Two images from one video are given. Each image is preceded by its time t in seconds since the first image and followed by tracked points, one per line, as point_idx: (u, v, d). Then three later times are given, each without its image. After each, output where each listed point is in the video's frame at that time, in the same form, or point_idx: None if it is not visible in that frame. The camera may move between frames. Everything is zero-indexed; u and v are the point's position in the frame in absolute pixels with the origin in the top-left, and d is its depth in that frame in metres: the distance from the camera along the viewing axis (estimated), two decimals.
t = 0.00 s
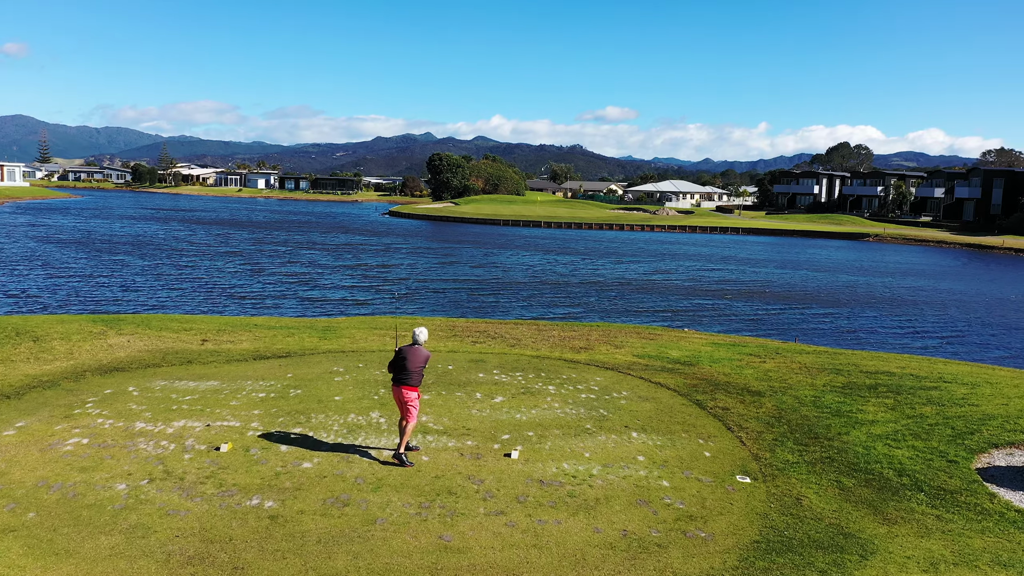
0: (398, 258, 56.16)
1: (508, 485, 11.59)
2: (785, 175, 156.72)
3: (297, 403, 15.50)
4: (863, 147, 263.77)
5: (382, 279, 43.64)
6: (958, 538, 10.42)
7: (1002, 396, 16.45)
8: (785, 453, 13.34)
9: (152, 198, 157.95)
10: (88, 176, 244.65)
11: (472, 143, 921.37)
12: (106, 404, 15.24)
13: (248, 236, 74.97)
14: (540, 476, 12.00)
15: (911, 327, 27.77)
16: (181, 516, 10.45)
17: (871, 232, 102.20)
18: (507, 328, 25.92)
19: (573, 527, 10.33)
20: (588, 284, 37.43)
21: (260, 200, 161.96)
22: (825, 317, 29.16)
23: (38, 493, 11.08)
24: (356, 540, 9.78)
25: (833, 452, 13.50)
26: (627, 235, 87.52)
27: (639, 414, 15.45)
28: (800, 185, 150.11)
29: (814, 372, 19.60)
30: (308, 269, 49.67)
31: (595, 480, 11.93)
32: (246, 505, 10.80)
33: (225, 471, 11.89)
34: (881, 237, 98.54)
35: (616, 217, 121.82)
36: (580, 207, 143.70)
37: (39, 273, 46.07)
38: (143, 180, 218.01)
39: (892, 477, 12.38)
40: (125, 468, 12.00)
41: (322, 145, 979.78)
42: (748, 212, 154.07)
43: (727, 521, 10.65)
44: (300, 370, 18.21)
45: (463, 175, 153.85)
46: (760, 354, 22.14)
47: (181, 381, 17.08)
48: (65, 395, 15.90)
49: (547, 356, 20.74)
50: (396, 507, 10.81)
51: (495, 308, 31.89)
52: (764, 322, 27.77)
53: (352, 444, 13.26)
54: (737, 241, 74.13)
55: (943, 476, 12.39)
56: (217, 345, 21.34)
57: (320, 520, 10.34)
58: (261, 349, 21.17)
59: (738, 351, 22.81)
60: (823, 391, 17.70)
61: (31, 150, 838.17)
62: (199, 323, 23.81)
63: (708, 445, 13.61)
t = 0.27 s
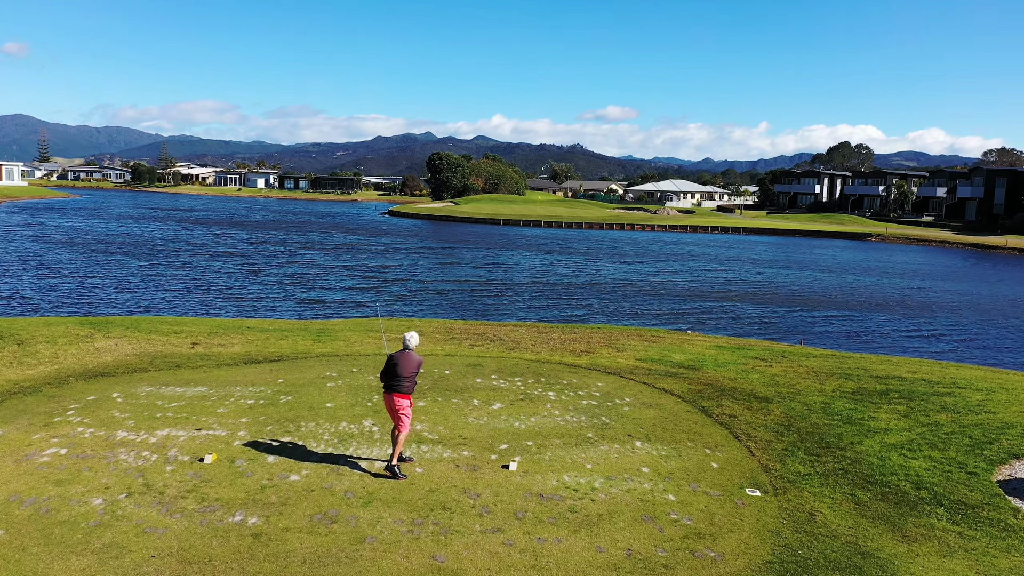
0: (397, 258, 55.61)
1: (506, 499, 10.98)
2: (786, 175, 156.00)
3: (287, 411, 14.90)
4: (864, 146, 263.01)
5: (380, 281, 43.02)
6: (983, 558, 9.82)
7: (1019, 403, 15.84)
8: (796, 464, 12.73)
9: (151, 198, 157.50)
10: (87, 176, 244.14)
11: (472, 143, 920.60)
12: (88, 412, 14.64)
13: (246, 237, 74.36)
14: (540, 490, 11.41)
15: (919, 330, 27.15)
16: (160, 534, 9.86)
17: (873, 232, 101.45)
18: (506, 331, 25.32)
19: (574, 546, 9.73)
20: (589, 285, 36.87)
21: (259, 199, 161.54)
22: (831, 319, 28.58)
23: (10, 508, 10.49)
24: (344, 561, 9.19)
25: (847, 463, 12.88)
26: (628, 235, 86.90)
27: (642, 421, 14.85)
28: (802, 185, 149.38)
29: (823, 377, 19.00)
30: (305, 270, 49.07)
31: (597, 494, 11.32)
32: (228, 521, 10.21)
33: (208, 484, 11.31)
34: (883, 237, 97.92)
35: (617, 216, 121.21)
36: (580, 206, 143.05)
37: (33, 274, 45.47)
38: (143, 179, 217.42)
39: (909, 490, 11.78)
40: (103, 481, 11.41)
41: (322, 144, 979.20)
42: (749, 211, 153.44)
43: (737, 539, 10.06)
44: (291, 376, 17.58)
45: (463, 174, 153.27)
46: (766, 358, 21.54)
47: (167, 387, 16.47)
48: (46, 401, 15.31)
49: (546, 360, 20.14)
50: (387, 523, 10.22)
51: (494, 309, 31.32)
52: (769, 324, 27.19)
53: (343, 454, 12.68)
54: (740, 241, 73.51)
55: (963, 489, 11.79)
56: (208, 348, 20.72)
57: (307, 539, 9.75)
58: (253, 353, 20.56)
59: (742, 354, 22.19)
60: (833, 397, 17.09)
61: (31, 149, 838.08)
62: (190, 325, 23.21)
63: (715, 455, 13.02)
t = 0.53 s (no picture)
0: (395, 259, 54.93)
1: (501, 520, 10.25)
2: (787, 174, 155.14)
3: (273, 421, 14.16)
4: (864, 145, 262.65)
5: (378, 282, 42.25)
6: None
7: None
8: (810, 480, 12.00)
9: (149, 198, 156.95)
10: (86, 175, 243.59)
11: (473, 142, 919.69)
12: (62, 422, 13.90)
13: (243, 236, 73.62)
14: (538, 508, 10.68)
15: (928, 332, 26.42)
16: (127, 559, 9.12)
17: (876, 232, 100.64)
18: (505, 334, 24.60)
19: (574, 573, 9.01)
20: (590, 287, 36.16)
21: (258, 199, 160.94)
22: (839, 322, 27.88)
23: None
24: None
25: (864, 478, 12.15)
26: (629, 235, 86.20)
27: (646, 432, 14.12)
28: (804, 184, 148.57)
29: (833, 383, 18.28)
30: (301, 271, 48.31)
31: (599, 514, 10.59)
32: (202, 545, 9.47)
33: (183, 503, 10.58)
34: (886, 237, 97.11)
35: (618, 216, 120.44)
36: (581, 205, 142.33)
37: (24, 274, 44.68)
38: (142, 178, 216.69)
39: (932, 508, 11.05)
40: (71, 499, 10.67)
41: (323, 144, 977.88)
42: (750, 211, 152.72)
43: (751, 564, 9.33)
44: (280, 382, 16.79)
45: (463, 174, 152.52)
46: (774, 363, 20.81)
47: (149, 395, 15.72)
48: (21, 410, 14.57)
49: (546, 365, 19.41)
50: (373, 547, 9.48)
51: (494, 311, 30.59)
52: (775, 327, 26.46)
53: (330, 468, 11.93)
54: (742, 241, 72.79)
55: (990, 507, 11.05)
56: (195, 353, 19.95)
57: (286, 565, 9.02)
58: (241, 358, 19.82)
59: (748, 359, 21.48)
60: (845, 405, 16.34)
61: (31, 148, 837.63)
62: (178, 329, 22.47)
63: (724, 470, 12.29)
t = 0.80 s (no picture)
0: (392, 261, 54.05)
1: (494, 550, 9.39)
2: (789, 173, 154.03)
3: (253, 436, 13.30)
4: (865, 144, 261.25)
5: (374, 284, 41.37)
6: None
7: None
8: (828, 502, 11.15)
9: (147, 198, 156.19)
10: (83, 175, 242.72)
11: (473, 142, 918.52)
12: (29, 437, 13.04)
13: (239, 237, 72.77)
14: (535, 536, 9.81)
15: (941, 336, 25.55)
16: None
17: (878, 232, 99.64)
18: (502, 339, 23.71)
19: None
20: (590, 289, 35.27)
21: (256, 199, 160.15)
22: (847, 326, 26.98)
23: None
24: None
25: (885, 500, 11.29)
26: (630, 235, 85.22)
27: (651, 447, 13.26)
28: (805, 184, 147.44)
29: (845, 392, 17.41)
30: (297, 273, 47.42)
31: (602, 543, 9.72)
32: None
33: (149, 531, 9.72)
34: (889, 237, 96.14)
35: (618, 216, 119.56)
36: (581, 205, 141.34)
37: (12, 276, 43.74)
38: (139, 178, 215.54)
39: (963, 535, 10.19)
40: (26, 526, 9.81)
41: (323, 144, 976.84)
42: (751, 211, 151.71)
43: None
44: (264, 393, 15.89)
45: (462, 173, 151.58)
46: (782, 371, 19.94)
47: (124, 407, 14.85)
48: None
49: (544, 374, 18.50)
50: None
51: (491, 315, 29.71)
52: (782, 332, 25.59)
53: (310, 490, 11.03)
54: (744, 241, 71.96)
55: None
56: (178, 361, 19.05)
57: None
58: (225, 366, 18.95)
59: (754, 366, 20.58)
60: (859, 416, 15.50)
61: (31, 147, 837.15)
62: (163, 335, 21.59)
63: (735, 491, 11.43)
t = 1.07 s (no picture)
0: (389, 263, 53.13)
1: None
2: (790, 173, 152.96)
3: (229, 456, 12.34)
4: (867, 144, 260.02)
5: (370, 287, 40.43)
6: None
7: None
8: (855, 533, 10.18)
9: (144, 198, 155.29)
10: (81, 175, 241.79)
11: (473, 142, 917.33)
12: None
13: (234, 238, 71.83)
14: None
15: (956, 342, 24.60)
16: None
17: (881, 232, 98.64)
18: (500, 345, 22.77)
19: None
20: (591, 293, 34.29)
21: (254, 199, 159.34)
22: (858, 331, 26.04)
23: None
24: None
25: (917, 529, 10.32)
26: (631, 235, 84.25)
27: (659, 468, 12.29)
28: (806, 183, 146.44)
29: (863, 405, 16.44)
30: (292, 276, 46.45)
31: None
32: None
33: (104, 570, 8.75)
34: (893, 237, 95.13)
35: (618, 216, 118.63)
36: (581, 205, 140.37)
37: None
38: (137, 178, 214.51)
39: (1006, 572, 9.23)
40: None
41: (323, 144, 975.22)
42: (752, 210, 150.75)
43: None
44: (244, 408, 14.92)
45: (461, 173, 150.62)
46: (794, 380, 18.97)
47: (94, 424, 13.87)
48: None
49: (544, 384, 17.52)
50: None
51: (489, 320, 28.75)
52: (791, 338, 24.65)
53: (286, 521, 10.04)
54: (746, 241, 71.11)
55: None
56: (157, 372, 18.06)
57: None
58: (207, 376, 17.98)
59: (763, 375, 19.61)
60: (880, 432, 14.54)
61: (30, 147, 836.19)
62: (144, 343, 20.62)
63: (752, 519, 10.47)
